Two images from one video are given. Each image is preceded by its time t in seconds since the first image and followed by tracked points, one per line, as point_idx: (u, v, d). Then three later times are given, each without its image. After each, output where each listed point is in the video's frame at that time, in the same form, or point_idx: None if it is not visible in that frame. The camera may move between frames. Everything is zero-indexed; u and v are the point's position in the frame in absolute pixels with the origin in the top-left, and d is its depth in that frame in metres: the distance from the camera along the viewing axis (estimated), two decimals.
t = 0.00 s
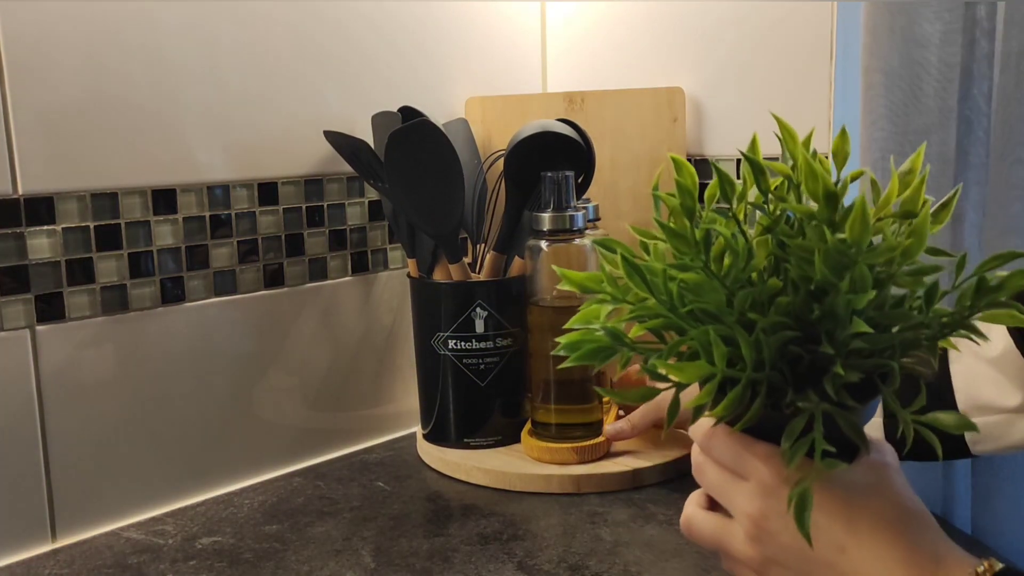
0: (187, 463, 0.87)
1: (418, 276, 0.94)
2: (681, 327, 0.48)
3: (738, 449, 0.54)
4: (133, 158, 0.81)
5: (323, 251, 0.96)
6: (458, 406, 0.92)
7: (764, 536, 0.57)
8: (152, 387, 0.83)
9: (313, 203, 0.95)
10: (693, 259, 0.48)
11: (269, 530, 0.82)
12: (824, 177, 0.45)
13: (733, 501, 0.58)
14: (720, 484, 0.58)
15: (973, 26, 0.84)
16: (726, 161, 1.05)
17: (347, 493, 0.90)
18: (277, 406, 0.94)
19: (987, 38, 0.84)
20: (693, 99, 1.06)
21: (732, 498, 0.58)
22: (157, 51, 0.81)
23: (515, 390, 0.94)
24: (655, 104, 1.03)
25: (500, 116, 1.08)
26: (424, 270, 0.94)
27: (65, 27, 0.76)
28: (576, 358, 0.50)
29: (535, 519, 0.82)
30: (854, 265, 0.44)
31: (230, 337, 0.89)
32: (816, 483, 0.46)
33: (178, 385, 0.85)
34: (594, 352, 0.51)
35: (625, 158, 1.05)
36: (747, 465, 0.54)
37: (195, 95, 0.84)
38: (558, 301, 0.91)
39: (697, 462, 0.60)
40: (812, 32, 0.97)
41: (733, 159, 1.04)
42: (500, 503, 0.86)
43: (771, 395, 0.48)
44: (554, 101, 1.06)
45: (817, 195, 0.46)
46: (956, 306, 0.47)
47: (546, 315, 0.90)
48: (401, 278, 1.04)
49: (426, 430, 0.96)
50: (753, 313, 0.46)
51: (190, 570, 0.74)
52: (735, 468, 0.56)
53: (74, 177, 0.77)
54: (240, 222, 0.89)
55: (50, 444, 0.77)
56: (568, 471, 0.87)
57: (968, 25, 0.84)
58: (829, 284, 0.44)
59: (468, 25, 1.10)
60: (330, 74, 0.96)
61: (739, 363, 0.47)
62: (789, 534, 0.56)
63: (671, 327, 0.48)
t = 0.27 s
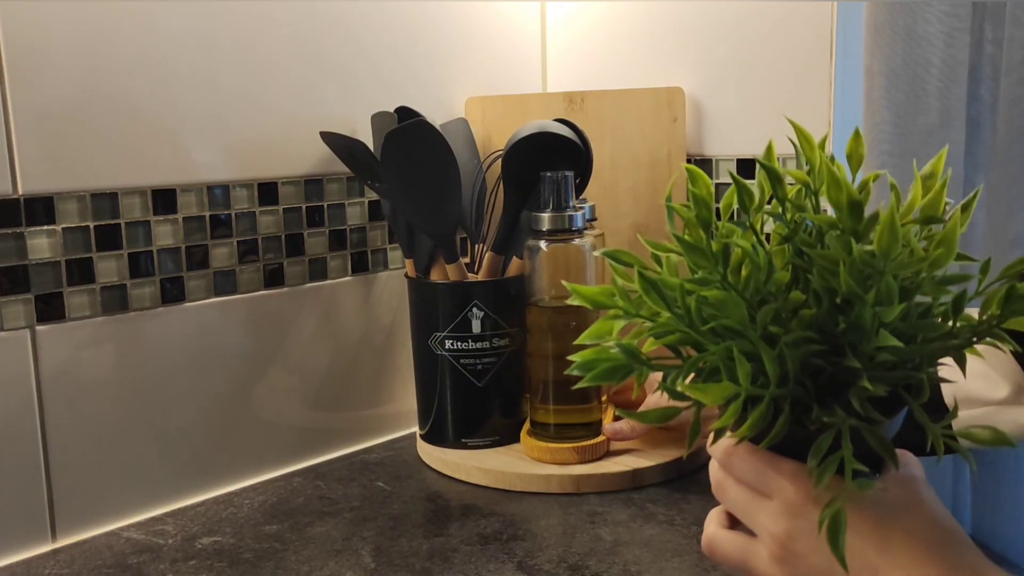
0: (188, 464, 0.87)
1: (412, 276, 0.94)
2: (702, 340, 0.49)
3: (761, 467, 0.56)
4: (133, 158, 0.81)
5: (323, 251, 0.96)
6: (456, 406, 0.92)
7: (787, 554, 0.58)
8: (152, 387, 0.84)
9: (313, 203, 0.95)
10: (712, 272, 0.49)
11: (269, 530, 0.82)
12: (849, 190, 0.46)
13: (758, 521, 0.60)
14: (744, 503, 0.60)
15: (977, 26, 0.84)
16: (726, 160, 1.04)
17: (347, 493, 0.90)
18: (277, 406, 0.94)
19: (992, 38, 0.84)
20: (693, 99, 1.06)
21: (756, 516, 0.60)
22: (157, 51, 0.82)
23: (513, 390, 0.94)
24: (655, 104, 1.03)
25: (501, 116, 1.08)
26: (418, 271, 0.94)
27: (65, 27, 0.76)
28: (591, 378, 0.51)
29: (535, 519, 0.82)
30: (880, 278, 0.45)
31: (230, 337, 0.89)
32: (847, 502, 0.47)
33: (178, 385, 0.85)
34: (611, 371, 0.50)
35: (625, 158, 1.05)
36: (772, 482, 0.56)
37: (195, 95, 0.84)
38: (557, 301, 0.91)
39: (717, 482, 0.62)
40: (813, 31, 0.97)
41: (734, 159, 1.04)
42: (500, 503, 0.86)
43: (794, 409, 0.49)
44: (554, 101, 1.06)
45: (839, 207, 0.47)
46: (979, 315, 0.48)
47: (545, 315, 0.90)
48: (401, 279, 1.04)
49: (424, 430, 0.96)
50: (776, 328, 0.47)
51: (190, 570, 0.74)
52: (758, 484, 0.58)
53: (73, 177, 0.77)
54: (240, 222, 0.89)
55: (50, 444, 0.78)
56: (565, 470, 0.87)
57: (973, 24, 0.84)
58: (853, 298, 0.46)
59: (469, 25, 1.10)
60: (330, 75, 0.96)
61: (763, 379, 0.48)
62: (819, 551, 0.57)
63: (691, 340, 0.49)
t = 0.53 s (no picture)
0: (188, 464, 0.87)
1: (412, 276, 0.94)
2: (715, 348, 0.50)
3: (772, 476, 0.57)
4: (132, 158, 0.80)
5: (323, 251, 0.96)
6: (454, 406, 0.93)
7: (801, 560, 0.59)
8: (152, 387, 0.83)
9: (313, 203, 0.95)
10: (723, 279, 0.50)
11: (269, 530, 0.82)
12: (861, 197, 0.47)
13: (771, 531, 0.60)
14: (756, 513, 0.61)
15: (981, 24, 0.84)
16: (726, 160, 1.04)
17: (347, 493, 0.90)
18: (277, 406, 0.94)
19: (996, 37, 0.84)
20: (693, 99, 1.06)
21: (770, 525, 0.60)
22: (156, 51, 0.81)
23: (511, 389, 0.94)
24: (654, 104, 1.03)
25: (501, 116, 1.08)
26: (418, 271, 0.94)
27: (64, 27, 0.76)
28: (600, 389, 0.51)
29: (535, 519, 0.82)
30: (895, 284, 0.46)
31: (230, 337, 0.89)
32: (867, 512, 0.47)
33: (179, 385, 0.85)
34: (620, 382, 0.51)
35: (625, 158, 1.05)
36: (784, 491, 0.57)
37: (195, 95, 0.84)
38: (556, 302, 0.91)
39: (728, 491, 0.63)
40: (812, 29, 0.98)
41: (734, 159, 1.04)
42: (500, 503, 0.86)
43: (807, 416, 0.50)
44: (554, 101, 1.06)
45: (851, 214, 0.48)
46: (990, 319, 0.50)
47: (544, 316, 0.90)
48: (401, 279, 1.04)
49: (422, 430, 0.96)
50: (788, 335, 0.48)
51: (190, 570, 0.74)
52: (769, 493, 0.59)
53: (73, 177, 0.77)
54: (240, 222, 0.89)
55: (50, 444, 0.77)
56: (562, 470, 0.87)
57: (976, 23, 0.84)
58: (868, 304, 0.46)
59: (469, 25, 1.10)
60: (331, 75, 0.96)
61: (776, 387, 0.49)
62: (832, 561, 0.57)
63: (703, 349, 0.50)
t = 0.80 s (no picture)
0: (188, 463, 0.87)
1: (412, 276, 0.94)
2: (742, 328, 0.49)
3: (806, 460, 0.57)
4: (132, 158, 0.81)
5: (323, 251, 0.96)
6: (454, 406, 0.93)
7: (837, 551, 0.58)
8: (152, 387, 0.83)
9: (313, 203, 0.95)
10: (750, 259, 0.49)
11: (269, 530, 0.82)
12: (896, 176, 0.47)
13: (800, 516, 0.60)
14: (784, 496, 0.61)
15: (981, 25, 0.88)
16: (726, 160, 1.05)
17: (347, 493, 0.90)
18: (277, 406, 0.94)
19: (995, 36, 0.89)
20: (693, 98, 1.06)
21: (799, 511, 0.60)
22: (156, 51, 0.81)
23: (510, 389, 0.94)
24: (655, 104, 1.03)
25: (500, 116, 1.08)
26: (418, 271, 0.94)
27: (63, 27, 0.76)
28: (624, 372, 0.51)
29: (535, 519, 0.82)
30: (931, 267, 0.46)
31: (231, 337, 0.89)
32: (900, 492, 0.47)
33: (179, 385, 0.85)
34: (645, 364, 0.51)
35: (625, 157, 1.05)
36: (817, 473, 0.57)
37: (194, 95, 0.84)
38: (554, 302, 0.91)
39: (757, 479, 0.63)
40: (812, 30, 0.99)
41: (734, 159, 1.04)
42: (500, 503, 0.86)
43: (836, 398, 0.50)
44: (554, 100, 1.06)
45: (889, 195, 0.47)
46: None
47: (544, 315, 0.90)
48: (401, 279, 1.04)
49: (422, 430, 0.96)
50: (818, 316, 0.48)
51: (190, 570, 0.74)
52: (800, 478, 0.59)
53: (73, 177, 0.77)
54: (240, 222, 0.89)
55: (50, 444, 0.77)
56: (563, 470, 0.87)
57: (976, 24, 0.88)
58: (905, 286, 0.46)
59: (469, 25, 1.10)
60: (330, 75, 0.96)
61: (806, 368, 0.49)
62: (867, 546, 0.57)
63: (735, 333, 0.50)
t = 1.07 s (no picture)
0: (189, 462, 0.87)
1: (412, 275, 0.94)
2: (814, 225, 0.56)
3: (953, 362, 0.56)
4: (133, 158, 0.81)
5: (323, 251, 0.96)
6: (453, 406, 0.93)
7: (908, 392, 0.58)
8: (152, 387, 0.84)
9: (313, 203, 0.95)
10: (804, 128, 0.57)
11: (269, 530, 0.82)
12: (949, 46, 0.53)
13: (873, 402, 0.61)
14: (852, 390, 0.63)
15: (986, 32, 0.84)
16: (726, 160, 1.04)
17: (347, 493, 0.90)
18: (277, 405, 0.94)
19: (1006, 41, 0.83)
20: (693, 98, 1.06)
21: (865, 393, 0.62)
22: (156, 52, 0.82)
23: (510, 389, 0.94)
24: (655, 104, 1.03)
25: (501, 116, 1.08)
26: (418, 271, 0.94)
27: (64, 27, 0.76)
28: (705, 242, 0.60)
29: (534, 519, 0.82)
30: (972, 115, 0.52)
31: (231, 337, 0.89)
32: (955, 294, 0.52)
33: (181, 384, 0.85)
34: (719, 237, 0.60)
35: (625, 157, 1.05)
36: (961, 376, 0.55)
37: (195, 94, 0.84)
38: (554, 302, 0.91)
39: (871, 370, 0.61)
40: (809, 29, 0.96)
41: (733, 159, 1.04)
42: (500, 503, 0.86)
43: (899, 243, 0.55)
44: (554, 100, 1.06)
45: (931, 62, 0.54)
46: None
47: (544, 315, 0.90)
48: (401, 279, 1.04)
49: (422, 430, 0.96)
50: (874, 163, 0.54)
51: (190, 570, 0.74)
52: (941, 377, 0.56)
53: (73, 178, 0.77)
54: (240, 222, 0.89)
55: (50, 444, 0.78)
56: (562, 470, 0.87)
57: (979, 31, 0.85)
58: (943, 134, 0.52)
59: (469, 26, 1.10)
60: (330, 75, 0.96)
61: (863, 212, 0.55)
62: (973, 441, 0.55)
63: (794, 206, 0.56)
